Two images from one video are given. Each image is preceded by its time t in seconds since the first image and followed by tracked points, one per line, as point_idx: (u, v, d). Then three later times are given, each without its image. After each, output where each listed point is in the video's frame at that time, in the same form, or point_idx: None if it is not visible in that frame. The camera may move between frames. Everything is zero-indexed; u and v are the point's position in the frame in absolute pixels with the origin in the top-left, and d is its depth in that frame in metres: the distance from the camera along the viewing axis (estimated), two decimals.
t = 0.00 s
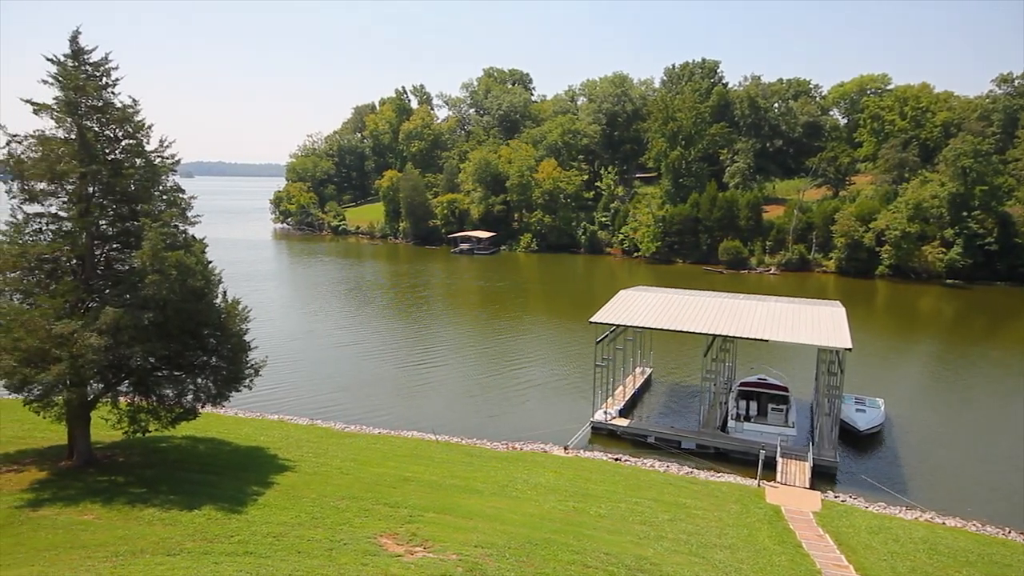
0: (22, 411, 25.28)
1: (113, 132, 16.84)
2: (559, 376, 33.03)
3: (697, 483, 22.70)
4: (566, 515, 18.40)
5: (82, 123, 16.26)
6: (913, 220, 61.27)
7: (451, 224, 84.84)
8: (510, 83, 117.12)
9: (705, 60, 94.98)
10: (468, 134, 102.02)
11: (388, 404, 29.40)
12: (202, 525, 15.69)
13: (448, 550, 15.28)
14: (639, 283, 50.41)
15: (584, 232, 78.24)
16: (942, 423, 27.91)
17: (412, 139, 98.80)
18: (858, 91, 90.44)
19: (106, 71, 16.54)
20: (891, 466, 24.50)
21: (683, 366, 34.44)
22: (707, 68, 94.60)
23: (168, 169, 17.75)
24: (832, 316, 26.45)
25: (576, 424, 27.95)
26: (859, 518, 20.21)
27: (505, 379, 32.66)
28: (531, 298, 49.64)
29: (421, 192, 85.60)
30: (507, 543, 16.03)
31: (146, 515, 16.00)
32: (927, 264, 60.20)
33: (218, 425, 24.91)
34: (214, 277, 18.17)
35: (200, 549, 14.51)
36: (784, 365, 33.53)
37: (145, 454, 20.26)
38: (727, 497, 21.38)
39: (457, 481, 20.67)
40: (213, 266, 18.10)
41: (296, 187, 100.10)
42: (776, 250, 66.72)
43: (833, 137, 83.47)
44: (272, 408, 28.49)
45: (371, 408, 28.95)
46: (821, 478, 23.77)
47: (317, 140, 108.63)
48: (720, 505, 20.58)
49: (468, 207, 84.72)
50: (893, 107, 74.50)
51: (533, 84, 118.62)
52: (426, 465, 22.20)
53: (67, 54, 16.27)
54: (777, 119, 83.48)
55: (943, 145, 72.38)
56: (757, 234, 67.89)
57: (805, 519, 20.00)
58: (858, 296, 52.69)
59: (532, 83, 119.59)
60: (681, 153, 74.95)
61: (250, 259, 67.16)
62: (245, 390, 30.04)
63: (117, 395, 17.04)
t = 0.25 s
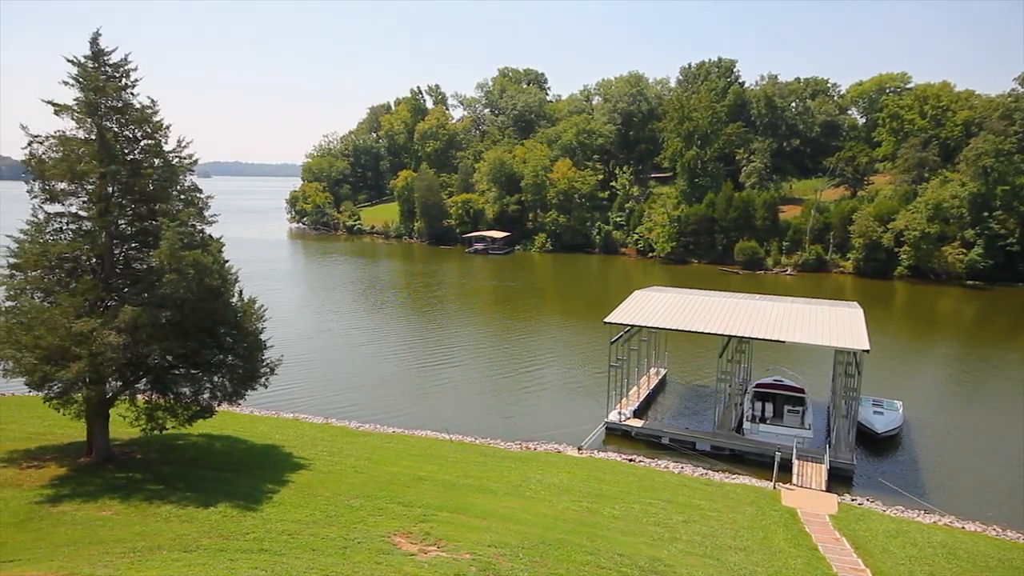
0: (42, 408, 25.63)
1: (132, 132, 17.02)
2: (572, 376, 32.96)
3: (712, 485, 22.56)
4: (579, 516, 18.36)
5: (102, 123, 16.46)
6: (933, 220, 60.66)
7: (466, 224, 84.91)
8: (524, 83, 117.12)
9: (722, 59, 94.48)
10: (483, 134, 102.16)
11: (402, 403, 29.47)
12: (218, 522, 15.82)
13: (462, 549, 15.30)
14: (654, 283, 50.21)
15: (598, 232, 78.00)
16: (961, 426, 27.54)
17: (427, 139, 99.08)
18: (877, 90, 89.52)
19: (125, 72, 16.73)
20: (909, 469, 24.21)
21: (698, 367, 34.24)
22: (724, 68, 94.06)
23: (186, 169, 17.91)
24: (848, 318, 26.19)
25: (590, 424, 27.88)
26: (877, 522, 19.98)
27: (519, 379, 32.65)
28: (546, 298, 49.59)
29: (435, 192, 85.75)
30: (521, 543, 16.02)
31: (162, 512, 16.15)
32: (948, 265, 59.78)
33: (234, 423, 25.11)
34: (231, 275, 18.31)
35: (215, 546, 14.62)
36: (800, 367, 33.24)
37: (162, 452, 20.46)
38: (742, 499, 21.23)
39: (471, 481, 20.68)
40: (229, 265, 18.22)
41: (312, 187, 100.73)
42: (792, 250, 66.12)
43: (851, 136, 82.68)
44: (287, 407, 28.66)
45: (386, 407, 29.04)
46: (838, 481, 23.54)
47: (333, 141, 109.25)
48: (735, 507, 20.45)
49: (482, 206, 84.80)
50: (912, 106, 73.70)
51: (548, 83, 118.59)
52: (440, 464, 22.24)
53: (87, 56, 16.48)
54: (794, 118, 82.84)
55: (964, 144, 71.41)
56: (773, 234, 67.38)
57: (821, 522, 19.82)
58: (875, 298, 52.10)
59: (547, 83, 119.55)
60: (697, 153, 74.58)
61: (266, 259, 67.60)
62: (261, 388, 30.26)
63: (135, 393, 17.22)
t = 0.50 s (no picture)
0: (62, 405, 25.94)
1: (150, 132, 17.13)
2: (587, 377, 32.89)
3: (726, 486, 22.45)
4: (593, 517, 18.33)
5: (121, 123, 16.59)
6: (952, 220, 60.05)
7: (480, 224, 84.91)
8: (540, 82, 117.08)
9: (738, 59, 94.06)
10: (499, 134, 102.27)
11: (417, 403, 29.53)
12: (234, 520, 15.91)
13: (476, 549, 15.31)
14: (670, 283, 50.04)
15: (613, 232, 77.77)
16: (981, 430, 27.22)
17: (442, 139, 99.28)
18: (897, 89, 88.73)
19: (143, 72, 16.85)
20: (927, 472, 23.96)
21: (713, 368, 34.07)
22: (741, 67, 93.67)
23: (203, 168, 18.00)
24: (866, 319, 25.95)
25: (604, 425, 27.82)
26: (893, 525, 19.80)
27: (533, 379, 32.62)
28: (560, 298, 49.53)
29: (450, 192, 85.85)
30: (535, 543, 16.01)
31: (179, 509, 16.26)
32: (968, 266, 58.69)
33: (250, 421, 25.27)
34: (247, 274, 18.37)
35: (231, 543, 14.70)
36: (817, 368, 32.98)
37: (180, 449, 20.62)
38: (757, 501, 21.10)
39: (486, 480, 20.68)
40: (246, 264, 18.28)
41: (328, 187, 101.26)
42: (809, 251, 65.69)
43: (869, 136, 81.99)
44: (304, 406, 28.80)
45: (401, 407, 29.13)
46: (855, 484, 23.35)
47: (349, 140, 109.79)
48: (750, 509, 20.32)
49: (497, 206, 84.89)
50: (932, 105, 73.09)
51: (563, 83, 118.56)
52: (455, 464, 22.26)
53: (106, 56, 16.64)
54: (812, 118, 82.32)
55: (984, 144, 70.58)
56: (790, 234, 66.99)
57: (838, 525, 19.66)
58: (893, 299, 51.61)
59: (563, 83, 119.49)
60: (713, 153, 74.30)
61: (282, 258, 67.99)
62: (277, 387, 30.44)
63: (152, 391, 17.33)
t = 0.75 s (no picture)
0: (81, 402, 26.22)
1: (168, 132, 17.24)
2: (600, 377, 32.81)
3: (741, 488, 22.33)
4: (608, 517, 18.28)
5: (140, 123, 16.70)
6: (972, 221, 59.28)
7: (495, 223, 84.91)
8: (555, 82, 116.99)
9: (755, 58, 93.61)
10: (514, 134, 102.35)
11: (431, 402, 29.57)
12: (250, 518, 15.99)
13: (490, 549, 15.30)
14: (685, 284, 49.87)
15: (628, 232, 77.52)
16: (1001, 433, 26.92)
17: (457, 138, 99.45)
18: (916, 88, 87.92)
19: (162, 72, 16.96)
20: (946, 476, 23.71)
21: (728, 369, 33.90)
22: (758, 67, 93.18)
23: (220, 168, 18.09)
24: (883, 321, 25.73)
25: (618, 425, 27.76)
26: (910, 529, 19.61)
27: (547, 379, 32.60)
28: (575, 298, 49.47)
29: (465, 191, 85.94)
30: (549, 543, 15.99)
31: (195, 507, 16.37)
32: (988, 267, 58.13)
33: (265, 420, 25.41)
34: (263, 273, 18.41)
35: (247, 540, 14.78)
36: (833, 370, 32.73)
37: (197, 447, 20.77)
38: (773, 503, 20.97)
39: (500, 480, 20.69)
40: (262, 263, 18.34)
41: (344, 187, 101.74)
42: (826, 252, 65.21)
43: (888, 136, 81.30)
44: (319, 405, 28.92)
45: (416, 406, 29.20)
46: (872, 486, 23.16)
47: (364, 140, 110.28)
48: (766, 511, 20.19)
49: (512, 206, 84.95)
50: (952, 104, 72.42)
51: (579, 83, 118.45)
52: (470, 464, 22.27)
53: (125, 57, 16.76)
54: (829, 117, 81.77)
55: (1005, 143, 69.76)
56: (806, 235, 66.59)
57: (854, 528, 19.51)
58: (911, 300, 51.13)
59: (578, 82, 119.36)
60: (729, 152, 74.01)
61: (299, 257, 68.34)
62: (293, 386, 30.62)
63: (169, 389, 17.45)
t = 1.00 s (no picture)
0: (101, 398, 26.54)
1: (186, 132, 17.38)
2: (615, 378, 32.70)
3: (757, 490, 22.18)
4: (622, 518, 18.23)
5: (158, 124, 16.87)
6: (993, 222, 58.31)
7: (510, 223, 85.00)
8: (571, 82, 116.89)
9: (772, 57, 93.02)
10: (529, 134, 102.37)
11: (446, 402, 29.63)
12: (266, 515, 16.09)
13: (504, 548, 15.30)
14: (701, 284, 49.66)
15: (644, 232, 77.28)
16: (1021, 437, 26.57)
17: (472, 138, 99.62)
18: (936, 87, 86.92)
19: (180, 73, 17.11)
20: (965, 480, 23.43)
21: (744, 371, 33.67)
22: (775, 66, 92.57)
23: (237, 167, 18.22)
24: (901, 322, 25.46)
25: (633, 426, 27.65)
26: (929, 532, 19.39)
27: (562, 380, 32.55)
28: (590, 299, 49.37)
29: (481, 191, 86.07)
30: (563, 543, 15.97)
31: (212, 503, 16.51)
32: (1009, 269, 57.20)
33: (281, 418, 25.56)
34: (280, 273, 18.52)
35: (263, 538, 14.88)
36: (851, 372, 32.43)
37: (215, 444, 20.95)
38: (789, 506, 20.81)
39: (514, 480, 20.68)
40: (278, 262, 18.44)
41: (360, 187, 102.25)
42: (843, 252, 64.66)
43: (907, 135, 80.45)
44: (335, 404, 29.06)
45: (431, 405, 29.26)
46: (889, 490, 22.92)
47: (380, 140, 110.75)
48: (782, 513, 20.04)
49: (527, 206, 84.98)
50: (972, 103, 71.51)
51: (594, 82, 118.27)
52: (484, 463, 22.29)
53: (145, 58, 16.93)
54: (848, 117, 81.06)
55: None
56: (824, 235, 66.06)
57: (872, 531, 19.31)
58: (930, 302, 50.57)
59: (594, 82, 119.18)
60: (746, 152, 73.65)
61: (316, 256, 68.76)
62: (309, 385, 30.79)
63: (187, 387, 17.59)
